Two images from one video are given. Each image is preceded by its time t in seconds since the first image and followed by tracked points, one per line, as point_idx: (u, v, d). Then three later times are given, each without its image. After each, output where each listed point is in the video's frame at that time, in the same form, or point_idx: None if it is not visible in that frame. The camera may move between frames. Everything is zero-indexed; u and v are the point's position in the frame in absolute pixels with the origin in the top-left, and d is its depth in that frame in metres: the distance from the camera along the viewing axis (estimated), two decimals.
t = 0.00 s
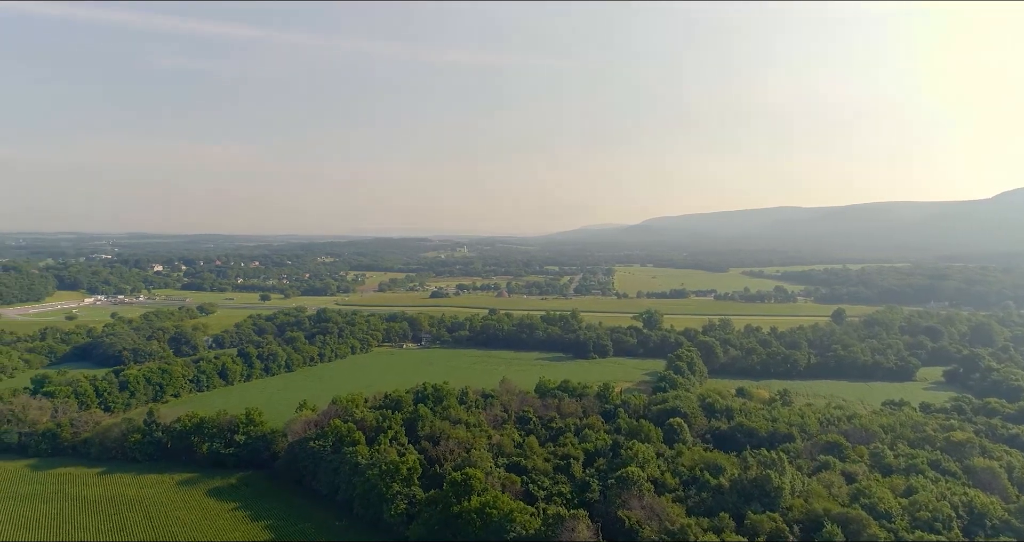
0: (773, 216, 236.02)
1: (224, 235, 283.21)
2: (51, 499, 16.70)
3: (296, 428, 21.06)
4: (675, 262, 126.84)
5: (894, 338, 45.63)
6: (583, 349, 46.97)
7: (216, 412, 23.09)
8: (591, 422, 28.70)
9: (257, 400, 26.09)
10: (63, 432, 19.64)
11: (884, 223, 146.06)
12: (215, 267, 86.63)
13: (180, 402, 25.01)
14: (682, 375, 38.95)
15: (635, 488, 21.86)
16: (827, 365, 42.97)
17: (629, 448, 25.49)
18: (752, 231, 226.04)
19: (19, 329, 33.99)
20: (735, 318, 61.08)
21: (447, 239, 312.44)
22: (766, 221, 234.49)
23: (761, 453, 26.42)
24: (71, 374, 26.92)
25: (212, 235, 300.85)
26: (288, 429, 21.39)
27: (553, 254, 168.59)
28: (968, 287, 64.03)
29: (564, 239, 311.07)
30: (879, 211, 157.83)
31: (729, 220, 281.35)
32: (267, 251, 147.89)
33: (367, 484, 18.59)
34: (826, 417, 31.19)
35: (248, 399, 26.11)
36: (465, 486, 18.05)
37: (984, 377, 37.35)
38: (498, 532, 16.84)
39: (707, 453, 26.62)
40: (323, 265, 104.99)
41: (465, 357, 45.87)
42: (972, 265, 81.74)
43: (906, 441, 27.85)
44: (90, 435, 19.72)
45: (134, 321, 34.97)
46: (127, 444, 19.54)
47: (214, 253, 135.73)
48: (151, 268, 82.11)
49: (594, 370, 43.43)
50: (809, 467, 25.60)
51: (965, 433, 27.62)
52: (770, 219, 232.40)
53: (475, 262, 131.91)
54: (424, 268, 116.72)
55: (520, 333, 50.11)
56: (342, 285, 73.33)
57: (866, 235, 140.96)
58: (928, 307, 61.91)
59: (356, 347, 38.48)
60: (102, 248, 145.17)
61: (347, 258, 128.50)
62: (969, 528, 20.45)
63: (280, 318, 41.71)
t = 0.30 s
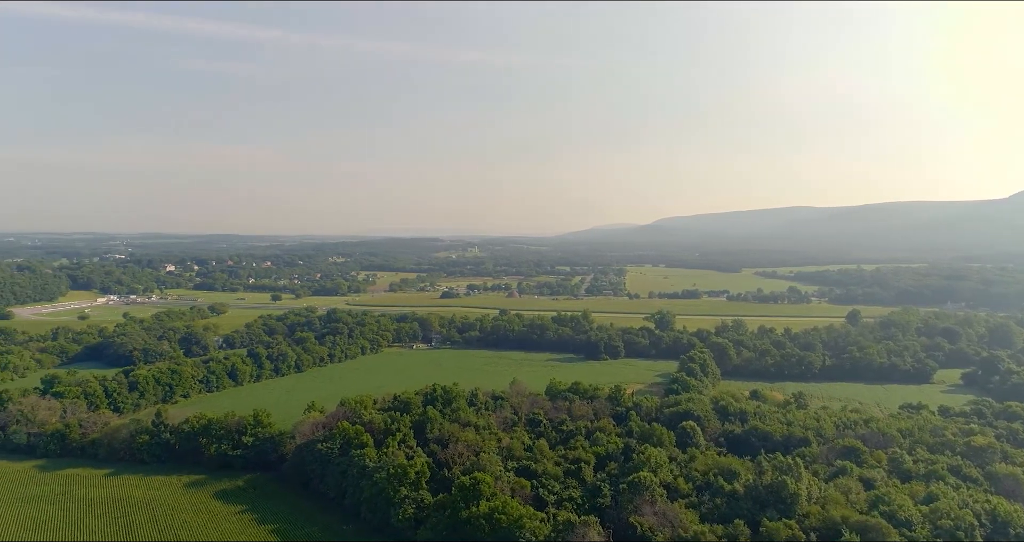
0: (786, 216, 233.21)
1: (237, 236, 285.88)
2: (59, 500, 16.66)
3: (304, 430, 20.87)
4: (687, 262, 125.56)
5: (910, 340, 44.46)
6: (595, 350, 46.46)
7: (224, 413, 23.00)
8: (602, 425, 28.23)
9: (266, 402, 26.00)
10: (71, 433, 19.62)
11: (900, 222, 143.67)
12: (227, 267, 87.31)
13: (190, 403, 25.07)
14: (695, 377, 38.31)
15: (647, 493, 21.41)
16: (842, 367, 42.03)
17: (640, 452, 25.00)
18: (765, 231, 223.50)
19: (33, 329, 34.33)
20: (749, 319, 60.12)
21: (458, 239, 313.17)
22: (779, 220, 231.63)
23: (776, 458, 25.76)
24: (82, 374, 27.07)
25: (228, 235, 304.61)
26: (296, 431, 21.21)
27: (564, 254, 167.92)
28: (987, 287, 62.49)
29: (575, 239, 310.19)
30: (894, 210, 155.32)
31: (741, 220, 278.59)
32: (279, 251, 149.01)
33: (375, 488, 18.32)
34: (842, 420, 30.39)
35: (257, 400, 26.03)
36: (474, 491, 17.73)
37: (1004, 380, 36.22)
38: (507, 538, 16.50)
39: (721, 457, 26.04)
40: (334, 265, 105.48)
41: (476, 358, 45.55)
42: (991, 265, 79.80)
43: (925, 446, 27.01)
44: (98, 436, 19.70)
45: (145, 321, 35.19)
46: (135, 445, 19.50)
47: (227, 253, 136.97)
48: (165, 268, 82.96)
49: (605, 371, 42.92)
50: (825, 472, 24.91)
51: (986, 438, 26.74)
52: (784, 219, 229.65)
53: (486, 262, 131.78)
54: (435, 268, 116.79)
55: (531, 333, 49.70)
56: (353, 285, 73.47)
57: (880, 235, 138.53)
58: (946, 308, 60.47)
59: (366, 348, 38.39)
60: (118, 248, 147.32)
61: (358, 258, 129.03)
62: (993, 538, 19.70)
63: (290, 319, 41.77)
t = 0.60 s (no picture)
0: (800, 215, 230.44)
1: (250, 235, 288.97)
2: (65, 502, 16.60)
3: (312, 432, 20.67)
4: (699, 263, 124.35)
5: (927, 341, 43.42)
6: (605, 352, 45.95)
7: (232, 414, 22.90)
8: (613, 428, 27.77)
9: (274, 403, 25.88)
10: (79, 434, 19.60)
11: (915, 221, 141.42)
12: (238, 267, 87.94)
13: (199, 403, 25.10)
14: (707, 380, 37.66)
15: (659, 499, 20.92)
16: (857, 369, 41.10)
17: (652, 457, 24.50)
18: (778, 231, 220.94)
19: (46, 329, 34.63)
20: (762, 320, 59.19)
21: (469, 239, 313.66)
22: (792, 219, 228.90)
23: (791, 463, 25.12)
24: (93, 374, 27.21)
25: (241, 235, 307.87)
26: (303, 433, 21.02)
27: (574, 255, 167.29)
28: (1006, 286, 61.01)
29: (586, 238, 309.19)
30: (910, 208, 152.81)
31: (754, 220, 275.78)
32: (291, 251, 150.05)
33: (382, 492, 18.04)
34: (858, 424, 29.60)
35: (265, 401, 25.94)
36: (482, 496, 17.40)
37: None
38: None
39: (735, 462, 25.45)
40: (345, 265, 105.93)
41: (486, 359, 45.23)
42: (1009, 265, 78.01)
43: (944, 451, 26.19)
44: (106, 437, 19.67)
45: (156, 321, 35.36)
46: (142, 446, 19.44)
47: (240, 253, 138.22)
48: (178, 268, 83.74)
49: (616, 373, 42.38)
50: (842, 477, 24.18)
51: (1008, 444, 25.84)
52: (797, 218, 226.88)
53: (496, 262, 131.66)
54: (445, 268, 116.87)
55: (541, 334, 49.28)
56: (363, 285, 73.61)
57: (896, 230, 136.20)
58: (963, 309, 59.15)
59: (376, 348, 38.27)
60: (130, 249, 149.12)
61: (368, 258, 129.53)
62: None
63: (300, 319, 41.80)
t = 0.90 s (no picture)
0: (814, 213, 227.28)
1: (264, 236, 291.77)
2: (73, 504, 16.57)
3: (320, 434, 20.46)
4: (712, 263, 122.96)
5: (944, 343, 42.31)
6: (617, 353, 45.40)
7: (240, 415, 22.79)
8: (625, 431, 27.30)
9: (283, 404, 25.78)
10: (87, 435, 19.58)
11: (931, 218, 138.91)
12: (250, 267, 88.55)
13: (208, 404, 25.19)
14: (721, 382, 36.99)
15: (672, 504, 20.44)
16: (873, 372, 40.16)
17: (665, 461, 24.00)
18: (791, 230, 218.03)
19: (58, 329, 34.94)
20: (776, 321, 58.20)
21: (480, 239, 314.05)
22: (806, 218, 225.83)
23: (807, 468, 24.45)
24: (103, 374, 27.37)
25: (256, 235, 311.86)
26: (311, 434, 20.82)
27: (585, 255, 166.47)
28: None
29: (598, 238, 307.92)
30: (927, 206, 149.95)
31: (767, 219, 272.58)
32: (303, 251, 151.00)
33: (389, 496, 17.74)
34: (875, 427, 28.77)
35: (274, 402, 25.84)
36: (491, 501, 17.06)
37: None
38: None
39: (750, 467, 24.82)
40: (356, 265, 106.27)
41: (497, 360, 44.91)
42: None
43: (964, 457, 25.34)
44: (113, 438, 19.63)
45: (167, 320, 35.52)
46: (150, 447, 19.37)
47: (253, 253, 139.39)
48: (190, 268, 84.50)
49: (628, 374, 41.84)
50: (859, 483, 23.44)
51: None
52: (811, 217, 223.88)
53: (507, 263, 131.42)
54: (456, 269, 116.85)
55: (552, 335, 48.82)
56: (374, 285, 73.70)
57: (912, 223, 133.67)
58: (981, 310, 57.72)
59: (386, 349, 38.13)
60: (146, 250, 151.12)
61: (379, 258, 130.02)
62: None
63: (311, 319, 41.82)
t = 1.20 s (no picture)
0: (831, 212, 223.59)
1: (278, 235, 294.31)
2: (81, 505, 16.50)
3: (328, 436, 20.21)
4: (726, 263, 121.41)
5: (965, 344, 41.14)
6: (630, 355, 44.83)
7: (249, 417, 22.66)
8: (638, 435, 26.73)
9: (293, 405, 25.64)
10: (96, 436, 19.55)
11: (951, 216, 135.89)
12: (263, 267, 89.15)
13: (218, 405, 25.20)
14: (736, 384, 36.24)
15: (687, 511, 19.91)
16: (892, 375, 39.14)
17: (679, 466, 23.41)
18: (807, 229, 214.87)
19: (71, 329, 35.19)
20: (792, 322, 57.09)
21: (493, 238, 314.13)
22: (821, 217, 222.32)
23: (826, 474, 23.70)
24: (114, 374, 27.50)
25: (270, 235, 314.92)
26: (320, 437, 20.60)
27: (597, 255, 165.44)
28: None
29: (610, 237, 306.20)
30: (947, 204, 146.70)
31: (783, 218, 268.89)
32: (316, 251, 152.00)
33: (397, 500, 17.44)
34: (896, 432, 27.87)
35: (283, 404, 25.71)
36: (501, 508, 16.67)
37: None
38: None
39: (767, 473, 24.13)
40: (368, 265, 106.59)
41: (509, 361, 44.55)
42: None
43: (989, 464, 24.41)
44: (122, 439, 19.59)
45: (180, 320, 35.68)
46: (159, 448, 19.30)
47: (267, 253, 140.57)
48: (204, 268, 85.18)
49: (641, 376, 41.24)
50: (880, 490, 22.64)
51: None
52: (827, 216, 220.35)
53: (519, 263, 131.06)
54: (468, 268, 116.73)
55: (564, 336, 48.32)
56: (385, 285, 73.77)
57: (931, 218, 130.89)
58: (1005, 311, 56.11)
59: (397, 350, 37.99)
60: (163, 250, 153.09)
61: (391, 258, 130.41)
62: None
63: (322, 319, 41.83)
